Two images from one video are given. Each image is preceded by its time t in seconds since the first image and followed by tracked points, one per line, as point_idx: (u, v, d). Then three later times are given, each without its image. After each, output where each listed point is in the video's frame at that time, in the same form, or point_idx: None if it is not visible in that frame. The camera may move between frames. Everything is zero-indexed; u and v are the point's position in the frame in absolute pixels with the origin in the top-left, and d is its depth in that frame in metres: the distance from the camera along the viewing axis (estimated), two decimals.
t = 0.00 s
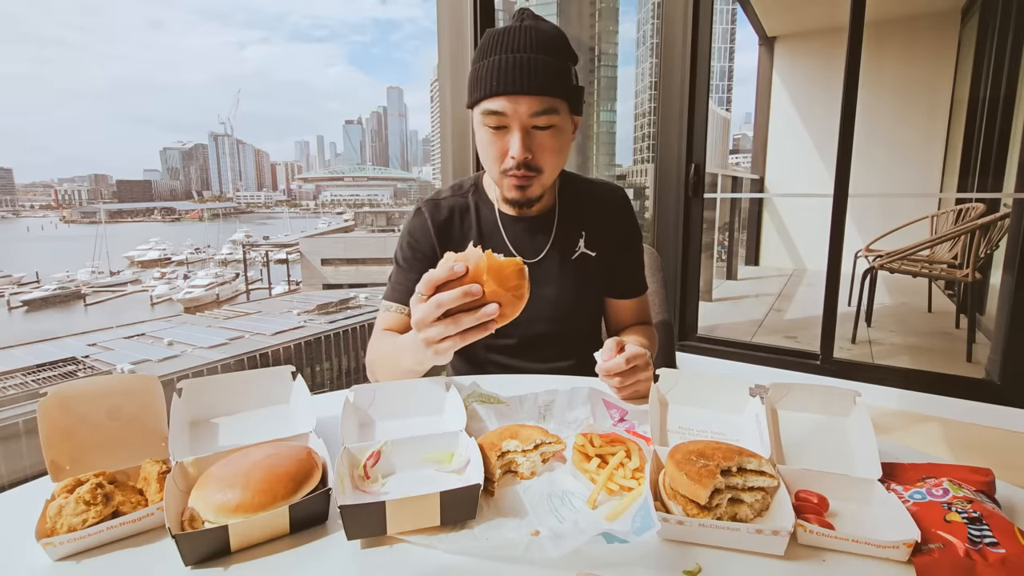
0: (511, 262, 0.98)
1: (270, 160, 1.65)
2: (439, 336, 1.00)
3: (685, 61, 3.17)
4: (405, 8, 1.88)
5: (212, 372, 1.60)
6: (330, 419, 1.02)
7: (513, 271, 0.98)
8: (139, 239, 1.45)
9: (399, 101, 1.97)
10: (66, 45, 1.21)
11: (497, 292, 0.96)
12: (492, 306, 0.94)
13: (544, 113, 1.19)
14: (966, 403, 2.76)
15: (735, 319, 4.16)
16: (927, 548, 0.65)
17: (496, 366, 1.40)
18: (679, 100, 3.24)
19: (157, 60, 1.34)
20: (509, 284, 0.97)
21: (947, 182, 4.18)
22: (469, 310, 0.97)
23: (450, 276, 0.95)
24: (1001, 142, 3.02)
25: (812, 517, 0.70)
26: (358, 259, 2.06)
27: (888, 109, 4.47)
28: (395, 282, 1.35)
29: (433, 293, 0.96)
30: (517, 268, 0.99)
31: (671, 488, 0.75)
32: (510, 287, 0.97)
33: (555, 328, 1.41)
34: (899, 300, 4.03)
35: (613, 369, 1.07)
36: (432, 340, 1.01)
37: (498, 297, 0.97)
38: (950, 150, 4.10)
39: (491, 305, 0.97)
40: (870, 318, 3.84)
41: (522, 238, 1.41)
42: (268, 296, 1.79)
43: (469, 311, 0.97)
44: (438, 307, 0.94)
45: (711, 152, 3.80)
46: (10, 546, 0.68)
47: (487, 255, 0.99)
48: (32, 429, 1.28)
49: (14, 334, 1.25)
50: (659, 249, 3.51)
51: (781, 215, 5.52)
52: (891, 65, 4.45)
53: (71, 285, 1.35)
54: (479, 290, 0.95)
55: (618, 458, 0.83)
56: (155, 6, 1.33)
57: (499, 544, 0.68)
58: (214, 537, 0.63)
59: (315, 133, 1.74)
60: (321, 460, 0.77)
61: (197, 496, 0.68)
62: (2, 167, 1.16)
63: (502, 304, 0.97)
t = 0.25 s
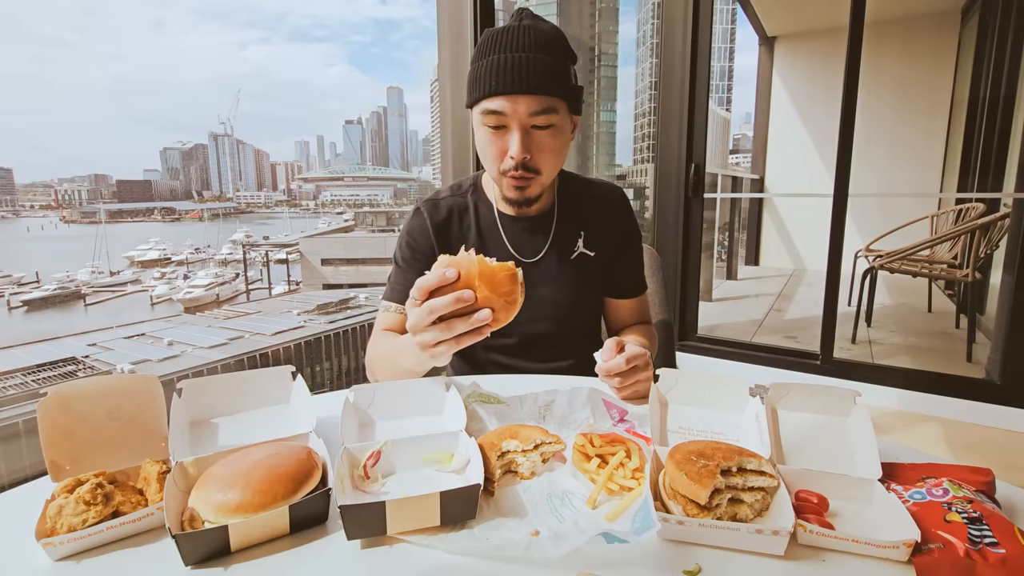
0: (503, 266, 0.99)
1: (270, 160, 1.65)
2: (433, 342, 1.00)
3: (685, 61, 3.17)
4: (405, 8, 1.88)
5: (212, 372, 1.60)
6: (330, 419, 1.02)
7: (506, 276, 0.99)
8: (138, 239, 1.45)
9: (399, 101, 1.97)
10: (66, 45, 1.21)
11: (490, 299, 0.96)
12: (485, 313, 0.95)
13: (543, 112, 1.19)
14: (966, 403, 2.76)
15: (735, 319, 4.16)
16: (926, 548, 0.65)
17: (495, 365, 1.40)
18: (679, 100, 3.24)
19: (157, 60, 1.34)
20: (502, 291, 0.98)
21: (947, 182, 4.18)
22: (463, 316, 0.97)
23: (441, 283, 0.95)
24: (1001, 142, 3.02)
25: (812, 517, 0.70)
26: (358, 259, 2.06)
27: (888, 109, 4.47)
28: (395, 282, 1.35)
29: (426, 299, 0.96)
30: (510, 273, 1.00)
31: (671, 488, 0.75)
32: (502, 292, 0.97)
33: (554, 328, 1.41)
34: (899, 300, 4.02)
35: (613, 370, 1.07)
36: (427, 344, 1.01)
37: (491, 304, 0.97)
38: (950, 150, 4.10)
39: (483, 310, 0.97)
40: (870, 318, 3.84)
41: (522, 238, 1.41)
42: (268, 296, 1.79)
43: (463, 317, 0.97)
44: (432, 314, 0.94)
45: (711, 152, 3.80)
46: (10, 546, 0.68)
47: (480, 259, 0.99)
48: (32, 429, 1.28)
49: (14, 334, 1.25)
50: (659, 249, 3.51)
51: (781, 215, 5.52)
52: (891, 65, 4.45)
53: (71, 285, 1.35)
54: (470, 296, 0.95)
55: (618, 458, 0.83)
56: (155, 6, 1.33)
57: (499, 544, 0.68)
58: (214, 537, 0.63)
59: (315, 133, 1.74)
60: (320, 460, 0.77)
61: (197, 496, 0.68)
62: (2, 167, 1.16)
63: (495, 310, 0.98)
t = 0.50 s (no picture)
0: (468, 295, 0.99)
1: (270, 160, 1.65)
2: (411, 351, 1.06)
3: (685, 61, 3.17)
4: (405, 8, 1.88)
5: (212, 372, 1.60)
6: (330, 419, 1.02)
7: (471, 307, 0.99)
8: (139, 239, 1.46)
9: (399, 101, 1.97)
10: (66, 45, 1.21)
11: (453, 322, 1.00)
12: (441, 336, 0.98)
13: (555, 115, 1.20)
14: (966, 402, 2.76)
15: (735, 319, 4.16)
16: (926, 548, 0.65)
17: (495, 365, 1.40)
18: (679, 100, 3.24)
19: (156, 60, 1.34)
20: (467, 317, 0.99)
21: (947, 182, 4.18)
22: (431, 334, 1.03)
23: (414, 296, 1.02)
24: (1001, 142, 3.02)
25: (812, 517, 0.70)
26: (358, 259, 2.06)
27: (888, 109, 4.47)
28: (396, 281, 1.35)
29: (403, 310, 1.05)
30: (474, 305, 0.99)
31: (671, 488, 0.75)
32: (464, 320, 1.00)
33: (555, 328, 1.41)
34: (899, 300, 4.02)
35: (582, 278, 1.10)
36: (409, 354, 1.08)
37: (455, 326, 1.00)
38: (950, 150, 4.10)
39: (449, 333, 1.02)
40: (870, 318, 3.83)
41: (523, 237, 1.41)
42: (268, 296, 1.79)
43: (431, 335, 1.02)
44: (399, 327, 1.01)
45: (711, 152, 3.80)
46: (11, 546, 0.68)
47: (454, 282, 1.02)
48: (32, 429, 1.28)
49: (14, 334, 1.25)
50: (659, 249, 3.51)
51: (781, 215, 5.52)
52: (891, 64, 4.45)
53: (71, 285, 1.35)
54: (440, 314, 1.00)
55: (618, 458, 0.83)
56: (155, 6, 1.33)
57: (499, 544, 0.68)
58: (214, 537, 0.63)
59: (315, 133, 1.74)
60: (321, 460, 0.77)
61: (198, 496, 0.68)
62: (2, 166, 1.17)
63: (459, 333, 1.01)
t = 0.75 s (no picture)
0: (450, 274, 1.04)
1: (270, 160, 1.65)
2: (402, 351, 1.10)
3: (685, 61, 3.17)
4: (405, 8, 1.88)
5: (212, 372, 1.60)
6: (330, 419, 1.02)
7: (448, 286, 1.03)
8: (139, 239, 1.46)
9: (399, 101, 1.97)
10: (66, 45, 1.21)
11: (427, 306, 1.05)
12: (411, 317, 1.03)
13: (566, 123, 1.20)
14: (966, 403, 2.76)
15: (736, 319, 4.16)
16: (926, 548, 0.65)
17: (496, 363, 1.40)
18: (679, 100, 3.24)
19: (155, 60, 1.34)
20: (439, 298, 1.03)
21: (947, 182, 4.18)
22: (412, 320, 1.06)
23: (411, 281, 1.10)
24: (1001, 142, 3.02)
25: (812, 517, 0.70)
26: (358, 259, 2.06)
27: (888, 109, 4.47)
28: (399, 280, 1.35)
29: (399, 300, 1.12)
30: (450, 284, 1.03)
31: (671, 488, 0.75)
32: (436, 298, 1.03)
33: (556, 327, 1.41)
34: (899, 300, 4.01)
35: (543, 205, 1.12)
36: (404, 357, 1.12)
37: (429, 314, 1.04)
38: (950, 150, 4.10)
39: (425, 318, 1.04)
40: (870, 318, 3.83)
41: (525, 237, 1.41)
42: (268, 296, 1.79)
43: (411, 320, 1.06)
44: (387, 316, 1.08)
45: (711, 152, 3.80)
46: (11, 546, 0.68)
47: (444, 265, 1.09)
48: (32, 429, 1.28)
49: (13, 334, 1.25)
50: (659, 249, 3.51)
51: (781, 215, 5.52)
52: (891, 64, 4.45)
53: (71, 285, 1.35)
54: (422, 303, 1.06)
55: (618, 458, 0.83)
56: (155, 6, 1.33)
57: (499, 544, 0.68)
58: (214, 537, 0.63)
59: (315, 133, 1.74)
60: (320, 460, 0.77)
61: (197, 496, 0.68)
62: (2, 166, 1.16)
63: (430, 323, 1.04)
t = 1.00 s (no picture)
0: (450, 267, 1.05)
1: (270, 160, 1.65)
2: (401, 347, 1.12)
3: (685, 61, 3.17)
4: (405, 8, 1.88)
5: (212, 372, 1.60)
6: (330, 419, 1.02)
7: (448, 278, 1.04)
8: (139, 239, 1.46)
9: (399, 101, 1.97)
10: (66, 45, 1.21)
11: (427, 297, 1.06)
12: (408, 308, 1.05)
13: (567, 122, 1.20)
14: (966, 403, 2.76)
15: (735, 319, 4.16)
16: (927, 548, 0.65)
17: (495, 363, 1.40)
18: (679, 100, 3.24)
19: (155, 60, 1.34)
20: (438, 289, 1.04)
21: (947, 182, 4.17)
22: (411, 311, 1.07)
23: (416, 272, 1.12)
24: (1001, 142, 3.02)
25: (812, 517, 0.70)
26: (358, 259, 2.06)
27: (888, 109, 4.47)
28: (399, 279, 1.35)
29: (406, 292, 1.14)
30: (449, 275, 1.04)
31: (671, 488, 0.75)
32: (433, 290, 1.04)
33: (556, 327, 1.41)
34: (899, 301, 3.97)
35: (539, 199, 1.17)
36: (401, 352, 1.14)
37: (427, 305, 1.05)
38: (950, 150, 4.10)
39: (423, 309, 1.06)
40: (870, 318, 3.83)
41: (525, 238, 1.41)
42: (268, 296, 1.79)
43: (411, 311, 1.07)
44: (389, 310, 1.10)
45: (711, 152, 3.80)
46: (11, 546, 0.68)
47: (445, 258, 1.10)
48: (32, 429, 1.28)
49: (14, 334, 1.25)
50: (659, 249, 3.51)
51: (781, 216, 5.52)
52: (891, 64, 4.45)
53: (71, 285, 1.35)
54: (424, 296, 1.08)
55: (618, 458, 0.83)
56: (155, 6, 1.33)
57: (499, 544, 0.68)
58: (214, 538, 0.63)
59: (315, 133, 1.74)
60: (320, 460, 0.77)
61: (197, 496, 0.68)
62: (2, 166, 1.16)
63: (426, 314, 1.05)
